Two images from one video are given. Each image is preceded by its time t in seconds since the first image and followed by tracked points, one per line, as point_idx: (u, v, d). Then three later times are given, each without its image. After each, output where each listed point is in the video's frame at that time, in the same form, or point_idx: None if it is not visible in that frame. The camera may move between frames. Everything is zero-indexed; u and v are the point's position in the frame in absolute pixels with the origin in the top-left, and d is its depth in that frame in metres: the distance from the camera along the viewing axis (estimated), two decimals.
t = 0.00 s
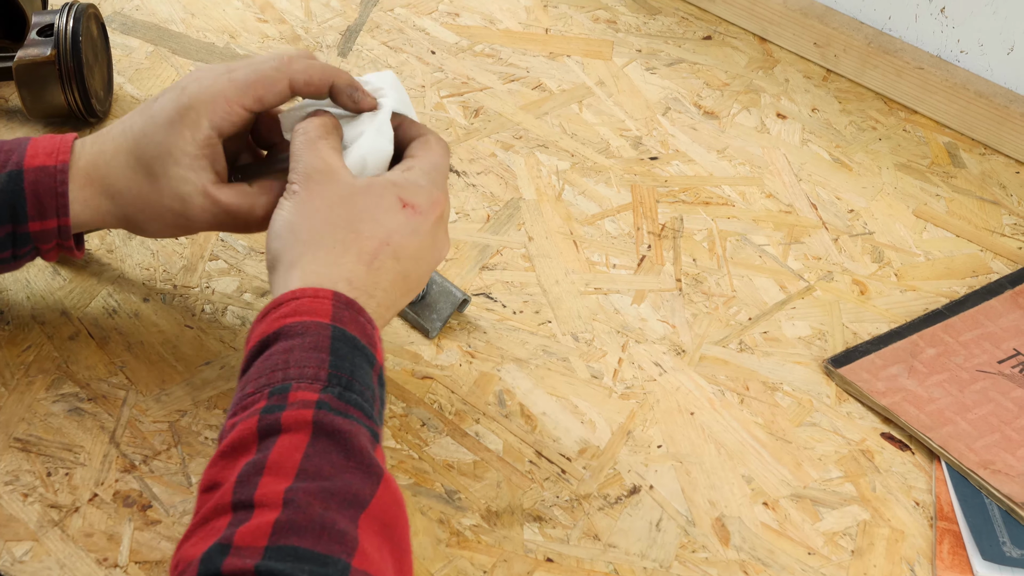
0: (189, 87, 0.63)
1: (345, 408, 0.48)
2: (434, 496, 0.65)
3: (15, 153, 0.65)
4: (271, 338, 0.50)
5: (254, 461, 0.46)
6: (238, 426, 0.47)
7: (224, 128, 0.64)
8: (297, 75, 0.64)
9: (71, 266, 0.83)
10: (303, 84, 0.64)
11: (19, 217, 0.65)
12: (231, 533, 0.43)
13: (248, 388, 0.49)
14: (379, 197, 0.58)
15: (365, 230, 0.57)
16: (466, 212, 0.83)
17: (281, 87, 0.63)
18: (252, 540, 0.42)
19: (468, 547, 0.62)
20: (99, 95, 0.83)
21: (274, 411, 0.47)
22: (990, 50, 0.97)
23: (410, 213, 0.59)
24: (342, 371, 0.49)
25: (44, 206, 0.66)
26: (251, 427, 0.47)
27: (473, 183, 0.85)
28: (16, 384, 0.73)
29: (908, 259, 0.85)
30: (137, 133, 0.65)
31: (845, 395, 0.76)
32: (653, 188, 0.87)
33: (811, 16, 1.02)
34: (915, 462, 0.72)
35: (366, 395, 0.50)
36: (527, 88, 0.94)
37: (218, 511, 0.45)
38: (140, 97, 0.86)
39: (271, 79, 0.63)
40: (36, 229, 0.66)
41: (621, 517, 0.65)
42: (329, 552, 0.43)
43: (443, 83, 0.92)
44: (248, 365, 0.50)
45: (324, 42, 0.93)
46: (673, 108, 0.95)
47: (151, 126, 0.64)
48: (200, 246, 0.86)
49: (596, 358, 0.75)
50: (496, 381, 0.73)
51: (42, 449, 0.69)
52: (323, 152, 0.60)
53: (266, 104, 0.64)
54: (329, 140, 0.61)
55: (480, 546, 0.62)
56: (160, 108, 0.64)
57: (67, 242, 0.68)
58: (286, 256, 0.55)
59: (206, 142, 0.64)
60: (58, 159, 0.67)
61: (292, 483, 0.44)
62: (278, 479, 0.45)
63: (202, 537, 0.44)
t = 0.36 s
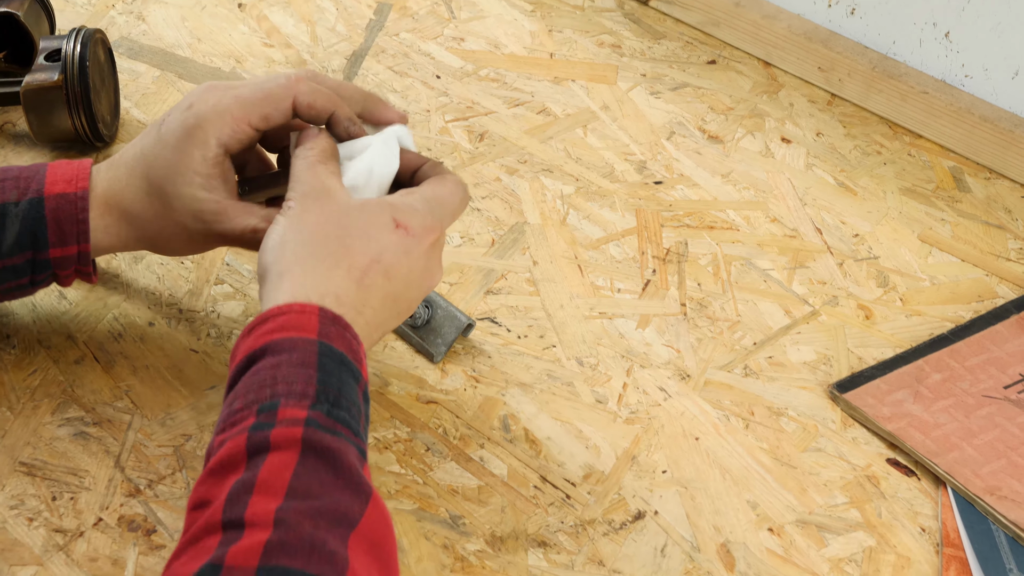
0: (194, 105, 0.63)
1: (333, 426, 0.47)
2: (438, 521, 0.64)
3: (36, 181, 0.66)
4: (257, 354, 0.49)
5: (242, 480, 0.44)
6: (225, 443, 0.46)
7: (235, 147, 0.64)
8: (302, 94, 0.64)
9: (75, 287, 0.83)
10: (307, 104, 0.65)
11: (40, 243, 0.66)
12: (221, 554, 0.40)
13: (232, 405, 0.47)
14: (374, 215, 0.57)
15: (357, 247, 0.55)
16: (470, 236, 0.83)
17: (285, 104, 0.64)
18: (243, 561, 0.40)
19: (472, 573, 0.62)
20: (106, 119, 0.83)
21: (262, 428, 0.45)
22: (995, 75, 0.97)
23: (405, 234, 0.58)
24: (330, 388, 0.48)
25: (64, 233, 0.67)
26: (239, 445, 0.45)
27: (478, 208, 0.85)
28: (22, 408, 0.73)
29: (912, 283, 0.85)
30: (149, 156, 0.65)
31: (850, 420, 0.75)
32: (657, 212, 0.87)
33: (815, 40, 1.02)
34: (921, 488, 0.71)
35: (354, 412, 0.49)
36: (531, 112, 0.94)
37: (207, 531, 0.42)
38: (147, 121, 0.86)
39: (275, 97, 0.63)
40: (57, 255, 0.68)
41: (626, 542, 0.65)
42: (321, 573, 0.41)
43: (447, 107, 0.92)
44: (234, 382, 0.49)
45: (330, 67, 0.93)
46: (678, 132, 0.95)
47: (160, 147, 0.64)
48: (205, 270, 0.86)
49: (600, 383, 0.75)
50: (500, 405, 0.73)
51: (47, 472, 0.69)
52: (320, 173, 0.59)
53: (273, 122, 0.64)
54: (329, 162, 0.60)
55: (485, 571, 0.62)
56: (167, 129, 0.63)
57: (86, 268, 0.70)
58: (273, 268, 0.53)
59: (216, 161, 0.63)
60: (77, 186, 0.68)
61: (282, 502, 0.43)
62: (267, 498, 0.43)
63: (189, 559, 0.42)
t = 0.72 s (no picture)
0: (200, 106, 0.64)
1: (323, 473, 0.48)
2: (445, 550, 0.64)
3: (36, 193, 0.66)
4: (246, 402, 0.49)
5: (233, 528, 0.45)
6: (216, 492, 0.47)
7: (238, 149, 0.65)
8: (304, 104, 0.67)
9: (83, 312, 0.83)
10: (309, 115, 0.68)
11: (41, 253, 0.66)
12: None
13: (223, 452, 0.48)
14: (363, 264, 0.56)
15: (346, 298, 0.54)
16: (478, 265, 0.83)
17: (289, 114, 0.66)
18: None
19: None
20: (116, 146, 0.84)
21: (253, 477, 0.46)
22: (1003, 105, 0.96)
23: (394, 283, 0.57)
24: (320, 436, 0.49)
25: (65, 242, 0.67)
26: (229, 493, 0.46)
27: (487, 236, 0.85)
28: (30, 435, 0.73)
29: (921, 313, 0.84)
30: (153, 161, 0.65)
31: (858, 450, 0.75)
32: (665, 241, 0.87)
33: (822, 70, 1.03)
34: (929, 519, 0.71)
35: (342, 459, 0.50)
36: (539, 141, 0.94)
37: None
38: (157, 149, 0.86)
39: (279, 103, 0.66)
40: (58, 265, 0.67)
41: (633, 573, 0.65)
42: None
43: (456, 135, 0.92)
44: (225, 431, 0.49)
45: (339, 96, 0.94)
46: (686, 161, 0.95)
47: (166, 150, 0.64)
48: (213, 297, 0.85)
49: (608, 412, 0.75)
50: (507, 434, 0.72)
51: (54, 500, 0.69)
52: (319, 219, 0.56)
53: (275, 129, 0.67)
54: (330, 206, 0.58)
55: None
56: (173, 133, 0.64)
57: (88, 278, 0.69)
58: (262, 315, 0.53)
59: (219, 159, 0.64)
60: (78, 197, 0.68)
61: (274, 549, 0.44)
62: (259, 546, 0.44)
63: None
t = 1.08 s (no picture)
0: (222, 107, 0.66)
1: (273, 488, 0.46)
2: (454, 572, 0.64)
3: (51, 201, 0.65)
4: (198, 437, 0.48)
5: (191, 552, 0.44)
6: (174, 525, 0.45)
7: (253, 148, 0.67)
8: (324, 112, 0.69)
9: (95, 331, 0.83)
10: (327, 123, 0.69)
11: (54, 262, 0.65)
12: None
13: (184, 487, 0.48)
14: (292, 284, 0.52)
15: (280, 322, 0.52)
16: (490, 287, 0.83)
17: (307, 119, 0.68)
18: None
19: None
20: (130, 167, 0.84)
21: (203, 504, 0.45)
22: (1015, 129, 0.96)
23: (330, 299, 0.53)
24: (267, 456, 0.47)
25: (79, 250, 0.66)
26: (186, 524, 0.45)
27: (498, 259, 0.85)
28: (42, 455, 0.73)
29: (932, 337, 0.84)
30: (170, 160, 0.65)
31: (869, 475, 0.75)
32: (676, 264, 0.87)
33: (834, 94, 1.03)
34: (940, 543, 0.70)
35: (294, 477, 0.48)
36: (551, 164, 0.95)
37: None
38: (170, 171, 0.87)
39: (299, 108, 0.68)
40: (72, 272, 0.66)
41: None
42: None
43: (468, 158, 0.93)
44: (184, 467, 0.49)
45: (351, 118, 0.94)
46: (697, 185, 0.95)
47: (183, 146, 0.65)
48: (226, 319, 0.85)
49: (619, 435, 0.74)
50: (518, 456, 0.72)
51: (66, 519, 0.69)
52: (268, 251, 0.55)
53: (292, 132, 0.68)
54: (285, 238, 0.57)
55: None
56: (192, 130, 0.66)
57: (102, 286, 0.68)
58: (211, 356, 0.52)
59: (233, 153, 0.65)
60: (93, 206, 0.67)
61: (230, 564, 0.42)
62: (215, 564, 0.43)
63: None
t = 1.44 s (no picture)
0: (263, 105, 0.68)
1: (320, 506, 0.48)
2: None
3: (84, 194, 0.65)
4: (249, 450, 0.50)
5: (235, 562, 0.45)
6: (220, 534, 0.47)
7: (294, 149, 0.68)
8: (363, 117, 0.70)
9: (111, 343, 0.81)
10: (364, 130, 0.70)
11: (89, 253, 0.65)
12: None
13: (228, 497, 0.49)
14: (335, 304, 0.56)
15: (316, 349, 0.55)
16: (504, 303, 0.83)
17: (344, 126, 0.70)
18: None
19: None
20: (146, 181, 0.84)
21: (251, 516, 0.47)
22: None
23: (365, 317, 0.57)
24: (316, 474, 0.49)
25: (114, 241, 0.65)
26: (232, 534, 0.47)
27: (512, 274, 0.85)
28: (57, 466, 0.71)
29: (947, 355, 0.84)
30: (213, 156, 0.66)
31: (883, 492, 0.74)
32: (691, 281, 0.87)
33: (850, 112, 1.03)
34: (953, 562, 0.70)
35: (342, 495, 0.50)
36: (566, 180, 0.96)
37: None
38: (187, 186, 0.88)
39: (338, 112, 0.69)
40: (106, 264, 0.66)
41: None
42: None
43: (483, 174, 0.95)
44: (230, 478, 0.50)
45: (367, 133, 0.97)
46: (712, 202, 0.96)
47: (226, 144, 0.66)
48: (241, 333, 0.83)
49: (632, 451, 0.74)
50: (531, 472, 0.72)
51: (81, 531, 0.66)
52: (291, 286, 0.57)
53: (329, 136, 0.70)
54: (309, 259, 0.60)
55: None
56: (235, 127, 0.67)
57: (136, 278, 0.67)
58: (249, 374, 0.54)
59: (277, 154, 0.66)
60: (125, 198, 0.66)
61: None
62: None
63: None
